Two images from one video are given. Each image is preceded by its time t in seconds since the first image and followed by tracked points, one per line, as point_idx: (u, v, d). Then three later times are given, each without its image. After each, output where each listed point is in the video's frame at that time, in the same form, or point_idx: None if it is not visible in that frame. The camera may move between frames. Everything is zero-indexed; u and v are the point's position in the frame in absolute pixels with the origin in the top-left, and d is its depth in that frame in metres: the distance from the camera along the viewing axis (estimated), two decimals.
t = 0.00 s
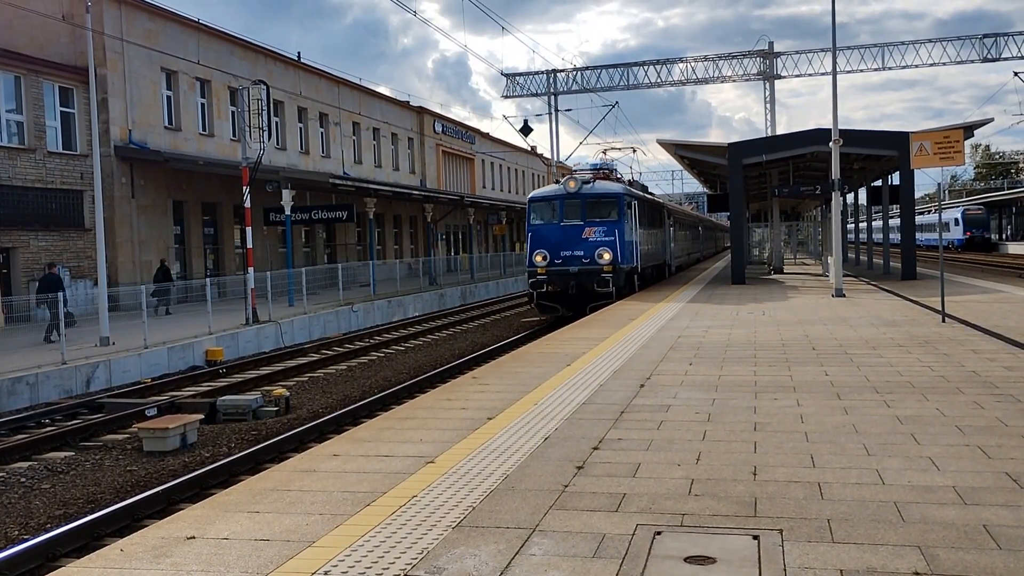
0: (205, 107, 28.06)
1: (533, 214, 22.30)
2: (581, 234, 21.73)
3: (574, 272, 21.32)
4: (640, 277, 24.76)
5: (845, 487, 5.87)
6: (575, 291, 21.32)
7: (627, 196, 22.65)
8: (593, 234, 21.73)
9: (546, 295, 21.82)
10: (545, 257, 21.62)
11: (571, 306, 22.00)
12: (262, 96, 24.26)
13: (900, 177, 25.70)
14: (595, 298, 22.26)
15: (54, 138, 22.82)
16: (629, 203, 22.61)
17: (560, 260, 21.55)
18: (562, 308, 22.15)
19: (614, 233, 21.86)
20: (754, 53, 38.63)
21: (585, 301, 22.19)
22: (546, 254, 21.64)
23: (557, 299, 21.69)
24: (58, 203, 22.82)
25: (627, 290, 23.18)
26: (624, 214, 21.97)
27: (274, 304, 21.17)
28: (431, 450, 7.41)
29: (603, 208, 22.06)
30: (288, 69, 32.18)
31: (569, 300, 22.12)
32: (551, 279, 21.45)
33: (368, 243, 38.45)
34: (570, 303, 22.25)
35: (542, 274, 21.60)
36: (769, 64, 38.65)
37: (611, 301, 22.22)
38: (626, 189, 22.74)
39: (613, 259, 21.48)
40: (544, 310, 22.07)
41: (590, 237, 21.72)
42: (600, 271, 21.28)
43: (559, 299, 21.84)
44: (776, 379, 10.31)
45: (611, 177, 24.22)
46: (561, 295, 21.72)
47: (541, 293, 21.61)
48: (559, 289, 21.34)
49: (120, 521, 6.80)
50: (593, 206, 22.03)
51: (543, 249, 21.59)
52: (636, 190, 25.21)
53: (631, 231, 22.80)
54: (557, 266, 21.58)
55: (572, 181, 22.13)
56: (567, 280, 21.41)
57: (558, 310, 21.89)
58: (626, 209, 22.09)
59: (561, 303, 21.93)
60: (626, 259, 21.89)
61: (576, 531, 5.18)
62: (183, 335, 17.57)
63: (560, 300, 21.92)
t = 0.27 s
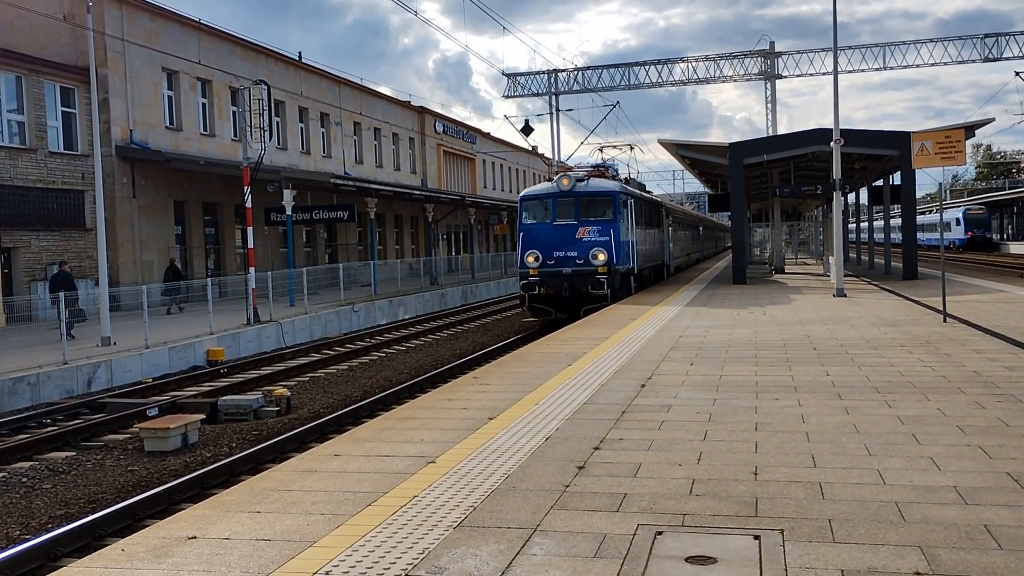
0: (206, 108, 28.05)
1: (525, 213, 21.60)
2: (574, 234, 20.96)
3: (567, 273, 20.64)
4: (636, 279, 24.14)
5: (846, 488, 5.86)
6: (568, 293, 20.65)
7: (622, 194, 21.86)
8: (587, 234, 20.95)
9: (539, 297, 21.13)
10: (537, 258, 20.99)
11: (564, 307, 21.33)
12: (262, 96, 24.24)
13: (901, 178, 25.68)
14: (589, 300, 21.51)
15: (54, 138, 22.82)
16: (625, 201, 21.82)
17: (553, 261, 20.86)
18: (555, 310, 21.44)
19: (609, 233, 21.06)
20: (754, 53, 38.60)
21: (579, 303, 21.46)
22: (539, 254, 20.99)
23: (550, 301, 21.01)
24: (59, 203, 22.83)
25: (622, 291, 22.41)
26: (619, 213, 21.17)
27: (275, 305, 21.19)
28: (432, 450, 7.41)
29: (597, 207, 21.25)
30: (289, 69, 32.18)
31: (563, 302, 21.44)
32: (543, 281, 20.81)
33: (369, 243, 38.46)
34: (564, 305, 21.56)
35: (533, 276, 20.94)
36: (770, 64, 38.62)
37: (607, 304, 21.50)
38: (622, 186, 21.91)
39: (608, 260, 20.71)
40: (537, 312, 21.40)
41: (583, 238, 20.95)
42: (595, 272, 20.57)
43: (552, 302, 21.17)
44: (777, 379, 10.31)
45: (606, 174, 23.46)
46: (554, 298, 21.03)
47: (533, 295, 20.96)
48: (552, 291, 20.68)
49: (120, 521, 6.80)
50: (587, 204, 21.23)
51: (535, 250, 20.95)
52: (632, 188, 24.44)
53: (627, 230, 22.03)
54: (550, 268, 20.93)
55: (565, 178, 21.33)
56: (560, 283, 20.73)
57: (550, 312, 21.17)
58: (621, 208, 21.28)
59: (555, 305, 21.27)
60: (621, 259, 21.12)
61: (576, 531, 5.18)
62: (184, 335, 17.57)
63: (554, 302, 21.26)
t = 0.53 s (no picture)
0: (208, 108, 28.07)
1: (517, 212, 20.59)
2: (568, 234, 19.94)
3: (560, 275, 19.63)
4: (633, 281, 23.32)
5: (848, 487, 5.86)
6: (561, 296, 19.64)
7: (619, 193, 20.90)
8: (581, 233, 19.93)
9: (530, 300, 20.11)
10: (529, 259, 20.00)
11: (556, 312, 20.30)
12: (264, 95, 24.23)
13: (904, 178, 25.65)
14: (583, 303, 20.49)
15: (57, 138, 22.85)
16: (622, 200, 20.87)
17: (545, 262, 19.83)
18: (546, 315, 20.42)
19: (605, 233, 20.04)
20: (756, 53, 38.57)
21: (573, 306, 20.42)
22: (531, 255, 19.97)
23: (541, 305, 19.98)
24: (61, 203, 22.86)
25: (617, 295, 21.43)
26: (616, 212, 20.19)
27: (277, 305, 21.21)
28: (434, 450, 7.40)
29: (591, 206, 20.23)
30: (290, 69, 32.17)
31: (556, 305, 20.40)
32: (535, 283, 19.80)
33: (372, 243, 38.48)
34: (558, 309, 20.51)
35: (525, 278, 19.90)
36: (772, 64, 38.59)
37: (602, 307, 20.45)
38: (619, 185, 20.94)
39: (603, 261, 19.69)
40: (529, 316, 20.37)
41: (578, 237, 19.93)
42: (590, 273, 19.59)
43: (544, 305, 20.14)
44: (779, 378, 10.30)
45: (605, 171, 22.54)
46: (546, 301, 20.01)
47: (524, 298, 19.93)
48: (544, 294, 19.67)
49: (124, 521, 6.82)
50: (581, 203, 20.22)
51: (527, 250, 19.97)
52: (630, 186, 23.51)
53: (623, 229, 21.05)
54: (542, 269, 19.91)
55: (559, 175, 20.36)
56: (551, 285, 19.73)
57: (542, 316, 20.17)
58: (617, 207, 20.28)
59: (548, 309, 20.23)
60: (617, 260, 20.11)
61: (579, 531, 5.18)
62: (187, 335, 17.59)
63: (546, 306, 20.23)
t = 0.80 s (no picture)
0: (212, 108, 28.10)
1: (509, 211, 19.84)
2: (563, 234, 19.22)
3: (554, 277, 18.90)
4: (631, 283, 22.75)
5: (852, 487, 5.86)
6: (555, 298, 18.94)
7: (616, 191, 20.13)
8: (576, 233, 19.20)
9: (523, 303, 19.37)
10: (521, 260, 19.25)
11: (550, 315, 19.59)
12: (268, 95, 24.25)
13: (908, 178, 25.61)
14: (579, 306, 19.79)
15: (61, 138, 22.90)
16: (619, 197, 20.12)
17: (538, 264, 19.12)
18: (540, 318, 19.71)
19: (601, 233, 19.30)
20: (760, 53, 38.56)
21: (568, 309, 19.70)
22: (524, 256, 19.25)
23: (534, 308, 19.27)
24: (65, 203, 22.92)
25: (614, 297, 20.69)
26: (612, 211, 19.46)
27: (281, 304, 21.23)
28: (438, 450, 7.41)
29: (587, 205, 19.48)
30: (294, 69, 32.19)
31: (550, 308, 19.67)
32: (528, 285, 19.07)
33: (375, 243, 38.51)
34: (551, 312, 19.79)
35: (518, 280, 19.18)
36: (776, 64, 38.58)
37: (597, 311, 19.74)
38: (616, 182, 20.18)
39: (599, 263, 18.98)
40: (522, 319, 19.65)
41: (573, 237, 19.20)
42: (584, 275, 18.88)
43: (538, 308, 19.43)
44: (783, 379, 10.30)
45: (602, 168, 21.75)
46: (539, 304, 19.29)
47: (517, 301, 19.22)
48: (537, 296, 18.97)
49: (128, 520, 6.83)
50: (576, 201, 19.47)
51: (519, 251, 19.21)
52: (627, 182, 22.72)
53: (621, 229, 20.32)
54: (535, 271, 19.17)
55: (553, 172, 19.59)
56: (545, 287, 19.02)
57: (535, 320, 19.47)
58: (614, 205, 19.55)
59: (541, 312, 19.51)
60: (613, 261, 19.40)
61: (582, 530, 5.19)
62: (191, 335, 17.62)
63: (540, 309, 19.51)
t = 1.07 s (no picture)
0: (218, 108, 28.16)
1: (501, 209, 18.78)
2: (558, 233, 18.14)
3: (548, 279, 17.85)
4: (636, 282, 22.77)
5: (858, 487, 5.85)
6: (549, 302, 17.87)
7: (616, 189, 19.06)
8: (572, 233, 18.13)
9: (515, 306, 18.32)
10: (514, 261, 18.22)
11: (545, 319, 18.52)
12: (273, 95, 24.26)
13: (914, 177, 25.55)
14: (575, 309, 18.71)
15: (68, 139, 22.97)
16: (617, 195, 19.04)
17: (532, 265, 18.06)
18: (534, 322, 18.64)
19: (598, 232, 18.22)
20: (766, 52, 38.48)
21: (564, 313, 18.61)
22: (517, 257, 18.19)
23: (528, 312, 18.17)
24: (72, 203, 22.99)
25: (611, 300, 19.62)
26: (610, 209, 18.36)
27: (286, 304, 21.28)
28: (444, 450, 7.40)
29: (583, 203, 18.38)
30: (300, 69, 32.23)
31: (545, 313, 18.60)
32: (521, 288, 18.01)
33: (381, 243, 38.58)
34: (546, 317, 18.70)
35: (511, 282, 18.12)
36: (782, 63, 38.50)
37: (595, 315, 18.65)
38: (614, 179, 19.08)
39: (596, 264, 17.89)
40: (514, 324, 18.58)
41: (569, 237, 18.13)
42: (581, 277, 17.82)
43: (532, 312, 18.35)
44: (789, 378, 10.29)
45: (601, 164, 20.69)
46: (533, 307, 18.23)
47: (510, 304, 18.16)
48: (531, 299, 17.90)
49: (135, 519, 6.85)
50: (572, 199, 18.38)
51: (512, 252, 18.19)
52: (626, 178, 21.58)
53: (620, 228, 19.27)
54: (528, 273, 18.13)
55: (548, 169, 18.51)
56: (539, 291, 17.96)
57: (529, 324, 18.41)
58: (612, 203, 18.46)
59: (535, 316, 18.44)
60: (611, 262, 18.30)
61: (589, 530, 5.19)
62: (197, 334, 17.67)
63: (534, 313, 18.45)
